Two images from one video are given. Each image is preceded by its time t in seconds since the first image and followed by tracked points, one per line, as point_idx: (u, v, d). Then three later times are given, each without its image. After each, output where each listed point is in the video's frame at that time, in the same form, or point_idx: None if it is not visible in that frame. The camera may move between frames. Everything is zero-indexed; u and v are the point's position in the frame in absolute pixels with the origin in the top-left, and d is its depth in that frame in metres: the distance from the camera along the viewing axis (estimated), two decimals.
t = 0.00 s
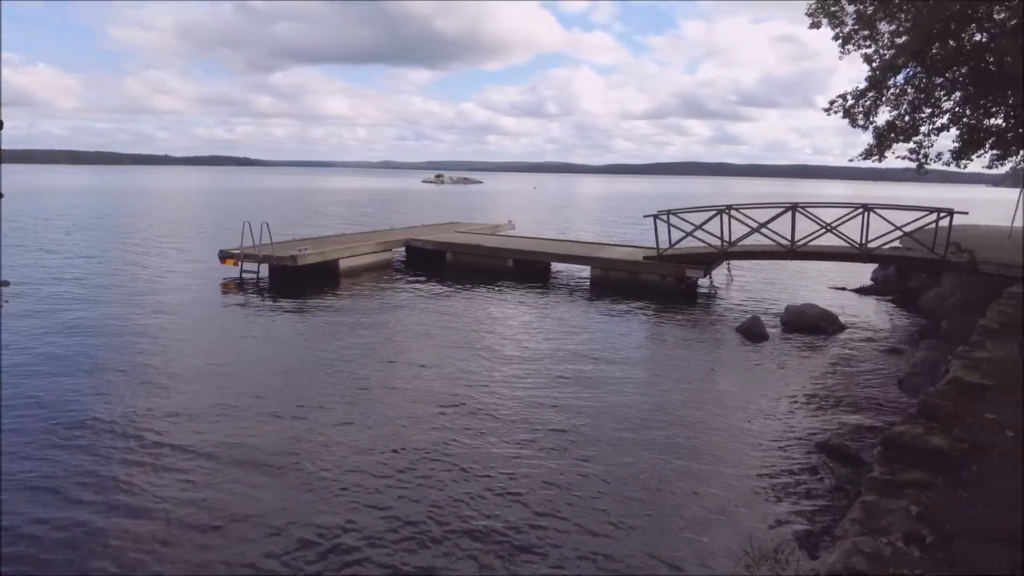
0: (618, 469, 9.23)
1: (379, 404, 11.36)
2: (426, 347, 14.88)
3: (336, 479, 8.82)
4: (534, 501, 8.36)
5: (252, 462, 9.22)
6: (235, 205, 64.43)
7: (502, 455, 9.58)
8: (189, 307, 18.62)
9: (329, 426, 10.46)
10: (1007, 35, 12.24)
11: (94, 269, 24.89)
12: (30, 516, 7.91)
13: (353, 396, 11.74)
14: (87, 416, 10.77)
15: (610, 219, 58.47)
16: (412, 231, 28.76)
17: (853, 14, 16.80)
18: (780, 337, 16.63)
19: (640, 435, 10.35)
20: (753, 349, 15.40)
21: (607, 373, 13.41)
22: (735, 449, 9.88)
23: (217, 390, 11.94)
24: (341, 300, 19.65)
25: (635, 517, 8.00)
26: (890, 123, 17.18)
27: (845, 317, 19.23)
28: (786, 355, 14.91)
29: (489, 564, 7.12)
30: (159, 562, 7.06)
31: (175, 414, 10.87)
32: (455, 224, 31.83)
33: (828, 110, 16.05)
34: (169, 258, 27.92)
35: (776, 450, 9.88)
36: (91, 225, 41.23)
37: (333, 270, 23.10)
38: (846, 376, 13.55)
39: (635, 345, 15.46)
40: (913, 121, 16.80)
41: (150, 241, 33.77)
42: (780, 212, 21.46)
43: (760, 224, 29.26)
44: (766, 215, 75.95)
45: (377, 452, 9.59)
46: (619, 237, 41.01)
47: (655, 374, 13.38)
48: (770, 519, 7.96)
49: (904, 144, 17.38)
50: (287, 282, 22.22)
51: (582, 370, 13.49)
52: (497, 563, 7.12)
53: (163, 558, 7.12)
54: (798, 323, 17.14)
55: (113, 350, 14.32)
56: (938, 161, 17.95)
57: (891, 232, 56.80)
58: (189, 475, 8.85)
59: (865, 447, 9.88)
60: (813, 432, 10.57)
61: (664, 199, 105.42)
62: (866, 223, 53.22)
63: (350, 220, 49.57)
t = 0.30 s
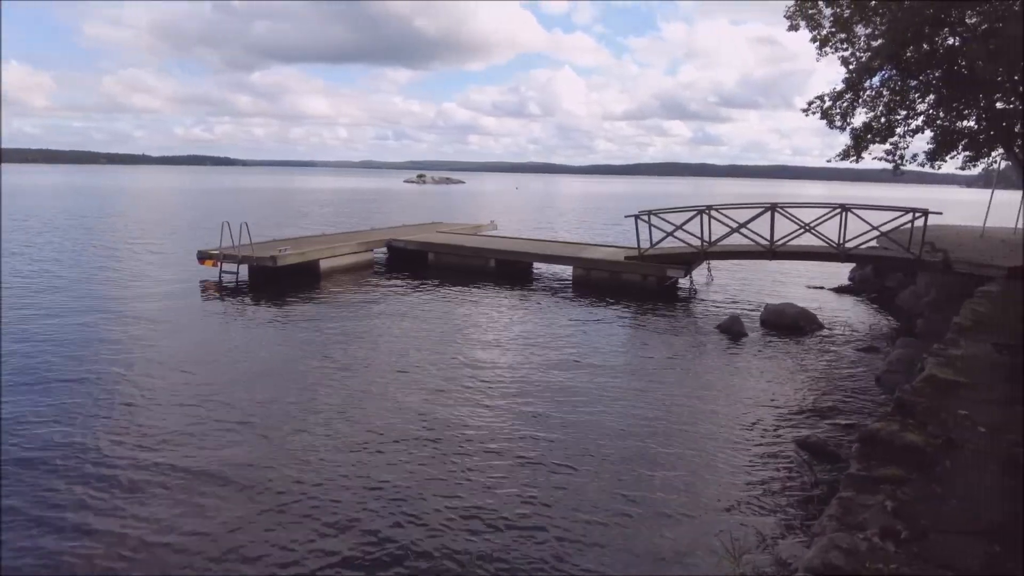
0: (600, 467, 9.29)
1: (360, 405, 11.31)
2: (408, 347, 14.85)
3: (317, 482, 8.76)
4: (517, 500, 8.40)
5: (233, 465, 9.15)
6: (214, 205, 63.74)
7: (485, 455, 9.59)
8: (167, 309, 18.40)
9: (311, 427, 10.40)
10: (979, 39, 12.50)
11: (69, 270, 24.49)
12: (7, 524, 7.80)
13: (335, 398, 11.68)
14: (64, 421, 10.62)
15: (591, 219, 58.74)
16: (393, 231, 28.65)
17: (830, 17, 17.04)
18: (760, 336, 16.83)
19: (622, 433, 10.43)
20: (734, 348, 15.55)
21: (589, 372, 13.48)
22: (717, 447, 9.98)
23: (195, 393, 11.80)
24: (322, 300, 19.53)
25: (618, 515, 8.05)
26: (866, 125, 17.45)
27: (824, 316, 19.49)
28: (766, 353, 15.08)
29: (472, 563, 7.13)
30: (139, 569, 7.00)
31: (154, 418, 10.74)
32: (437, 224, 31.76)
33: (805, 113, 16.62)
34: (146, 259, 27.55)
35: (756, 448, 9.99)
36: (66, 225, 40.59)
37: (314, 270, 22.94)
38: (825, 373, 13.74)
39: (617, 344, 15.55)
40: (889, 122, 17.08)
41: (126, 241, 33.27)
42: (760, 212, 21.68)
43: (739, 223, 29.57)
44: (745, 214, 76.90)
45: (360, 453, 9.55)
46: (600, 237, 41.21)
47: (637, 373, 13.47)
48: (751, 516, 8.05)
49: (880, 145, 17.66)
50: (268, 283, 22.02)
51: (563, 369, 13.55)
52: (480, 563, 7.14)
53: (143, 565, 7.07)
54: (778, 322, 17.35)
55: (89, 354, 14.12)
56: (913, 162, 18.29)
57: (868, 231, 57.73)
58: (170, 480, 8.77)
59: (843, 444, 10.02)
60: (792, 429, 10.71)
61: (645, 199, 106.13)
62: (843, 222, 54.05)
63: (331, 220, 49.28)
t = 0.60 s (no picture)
0: (582, 467, 9.34)
1: (342, 408, 11.25)
2: (390, 348, 14.77)
3: (297, 487, 8.67)
4: (499, 501, 8.42)
5: (213, 470, 9.08)
6: (193, 204, 63.00)
7: (468, 456, 9.59)
8: (145, 311, 18.16)
9: (292, 430, 10.33)
10: (953, 42, 12.72)
11: (44, 271, 24.08)
12: None
13: (316, 400, 11.60)
14: (39, 426, 10.46)
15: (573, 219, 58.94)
16: (375, 231, 28.49)
17: (809, 20, 17.24)
18: (741, 335, 16.98)
19: (604, 433, 10.47)
20: (715, 348, 15.68)
21: (571, 372, 13.52)
22: (698, 446, 10.05)
23: (173, 398, 11.64)
24: (303, 301, 19.36)
25: (599, 514, 8.11)
26: (845, 126, 17.68)
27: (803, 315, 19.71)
28: (746, 353, 15.23)
29: (454, 565, 7.14)
30: None
31: (131, 422, 10.61)
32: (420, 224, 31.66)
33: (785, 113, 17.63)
34: (124, 260, 27.19)
35: (737, 446, 10.08)
36: (41, 225, 39.91)
37: (295, 271, 22.75)
38: (804, 372, 13.91)
39: (599, 344, 15.62)
40: (867, 124, 17.32)
41: (103, 242, 32.76)
42: (740, 212, 21.86)
43: (720, 224, 29.82)
44: (727, 214, 77.67)
45: (342, 456, 9.51)
46: (583, 237, 41.37)
47: (619, 373, 13.53)
48: (730, 513, 8.13)
49: (858, 147, 17.91)
50: (248, 284, 21.80)
51: (546, 370, 13.58)
52: (462, 565, 7.15)
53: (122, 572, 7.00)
54: (758, 321, 17.53)
55: (65, 357, 13.90)
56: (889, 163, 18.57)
57: (847, 231, 58.61)
58: (148, 486, 8.68)
59: (822, 443, 10.11)
60: (772, 428, 10.81)
61: (627, 199, 106.65)
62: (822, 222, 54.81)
63: (313, 220, 48.96)
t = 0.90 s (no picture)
0: (564, 466, 9.35)
1: (323, 408, 11.16)
2: (372, 349, 14.69)
3: (276, 488, 8.57)
4: (481, 500, 8.40)
5: (191, 471, 8.96)
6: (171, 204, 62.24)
7: (449, 456, 9.56)
8: (122, 311, 17.91)
9: (272, 431, 10.23)
10: (927, 45, 12.94)
11: (17, 271, 23.64)
12: None
13: (296, 401, 11.50)
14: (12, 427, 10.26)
15: (555, 219, 59.07)
16: (357, 231, 28.31)
17: (788, 22, 17.45)
18: (721, 334, 17.13)
19: (586, 433, 10.50)
20: (696, 347, 15.79)
21: (553, 371, 13.53)
22: (679, 445, 10.11)
23: (151, 398, 11.47)
24: (283, 301, 19.19)
25: (581, 513, 8.13)
26: (823, 127, 17.92)
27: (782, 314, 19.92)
28: (726, 351, 15.35)
29: (435, 565, 7.12)
30: None
31: (107, 423, 10.44)
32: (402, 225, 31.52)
33: (764, 114, 18.05)
34: (101, 260, 26.78)
35: (717, 444, 10.15)
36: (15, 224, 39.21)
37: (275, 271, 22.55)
38: (783, 370, 14.05)
39: (581, 343, 15.66)
40: (844, 125, 17.56)
41: (78, 242, 32.26)
42: (720, 212, 22.04)
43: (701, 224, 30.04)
44: (708, 215, 78.59)
45: (322, 456, 9.43)
46: (565, 237, 41.47)
47: (602, 372, 13.58)
48: (710, 512, 8.18)
49: (835, 148, 18.16)
50: (227, 284, 21.57)
51: (528, 369, 13.59)
52: (443, 564, 7.13)
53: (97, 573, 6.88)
54: (738, 319, 17.68)
55: (39, 356, 13.66)
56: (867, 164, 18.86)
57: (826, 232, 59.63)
58: (124, 487, 8.55)
59: (800, 440, 10.21)
60: (752, 426, 10.90)
61: (609, 199, 107.16)
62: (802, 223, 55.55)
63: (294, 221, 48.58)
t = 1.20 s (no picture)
0: (545, 465, 9.38)
1: (303, 410, 11.07)
2: (353, 350, 14.61)
3: (257, 491, 8.48)
4: (463, 501, 8.40)
5: (169, 475, 8.83)
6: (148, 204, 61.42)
7: (432, 456, 9.54)
8: (98, 313, 17.62)
9: (252, 433, 10.13)
10: (901, 48, 13.16)
11: None
12: None
13: (276, 403, 11.39)
14: None
15: (537, 219, 59.19)
16: (337, 231, 28.13)
17: (767, 24, 17.65)
18: (702, 333, 17.26)
19: (567, 432, 10.53)
20: (678, 346, 15.91)
21: (535, 371, 13.56)
22: (660, 443, 10.19)
23: (128, 401, 11.31)
24: (262, 303, 19.02)
25: (563, 512, 8.16)
26: (801, 129, 18.15)
27: (761, 313, 20.14)
28: (707, 351, 15.47)
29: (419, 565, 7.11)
30: None
31: (83, 427, 10.26)
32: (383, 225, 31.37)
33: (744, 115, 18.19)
34: (76, 262, 26.33)
35: (698, 443, 10.22)
36: None
37: (255, 272, 22.32)
38: (763, 369, 14.19)
39: (563, 343, 15.71)
40: (822, 127, 17.81)
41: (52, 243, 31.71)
42: (700, 212, 22.21)
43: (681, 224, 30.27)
44: (688, 215, 79.40)
45: (303, 458, 9.36)
46: (547, 237, 41.58)
47: (583, 371, 13.63)
48: (692, 511, 8.23)
49: (814, 149, 18.41)
50: (206, 286, 21.31)
51: (510, 369, 13.60)
52: (427, 565, 7.12)
53: None
54: (719, 319, 17.84)
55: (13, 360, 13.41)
56: (844, 164, 19.10)
57: (803, 232, 60.53)
58: (100, 492, 8.41)
59: (780, 438, 10.32)
60: (733, 424, 11.00)
61: (590, 199, 107.50)
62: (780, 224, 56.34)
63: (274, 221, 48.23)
